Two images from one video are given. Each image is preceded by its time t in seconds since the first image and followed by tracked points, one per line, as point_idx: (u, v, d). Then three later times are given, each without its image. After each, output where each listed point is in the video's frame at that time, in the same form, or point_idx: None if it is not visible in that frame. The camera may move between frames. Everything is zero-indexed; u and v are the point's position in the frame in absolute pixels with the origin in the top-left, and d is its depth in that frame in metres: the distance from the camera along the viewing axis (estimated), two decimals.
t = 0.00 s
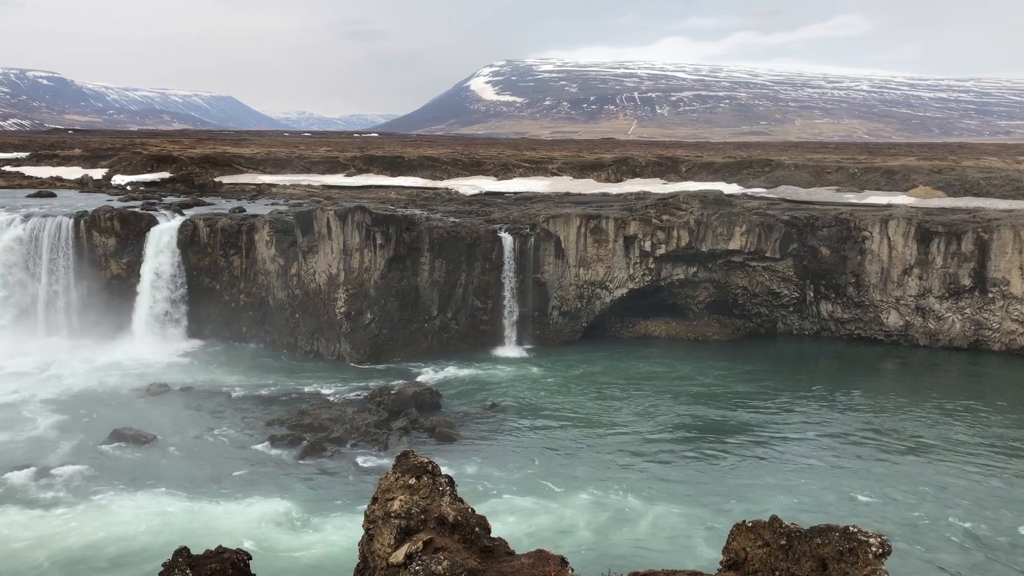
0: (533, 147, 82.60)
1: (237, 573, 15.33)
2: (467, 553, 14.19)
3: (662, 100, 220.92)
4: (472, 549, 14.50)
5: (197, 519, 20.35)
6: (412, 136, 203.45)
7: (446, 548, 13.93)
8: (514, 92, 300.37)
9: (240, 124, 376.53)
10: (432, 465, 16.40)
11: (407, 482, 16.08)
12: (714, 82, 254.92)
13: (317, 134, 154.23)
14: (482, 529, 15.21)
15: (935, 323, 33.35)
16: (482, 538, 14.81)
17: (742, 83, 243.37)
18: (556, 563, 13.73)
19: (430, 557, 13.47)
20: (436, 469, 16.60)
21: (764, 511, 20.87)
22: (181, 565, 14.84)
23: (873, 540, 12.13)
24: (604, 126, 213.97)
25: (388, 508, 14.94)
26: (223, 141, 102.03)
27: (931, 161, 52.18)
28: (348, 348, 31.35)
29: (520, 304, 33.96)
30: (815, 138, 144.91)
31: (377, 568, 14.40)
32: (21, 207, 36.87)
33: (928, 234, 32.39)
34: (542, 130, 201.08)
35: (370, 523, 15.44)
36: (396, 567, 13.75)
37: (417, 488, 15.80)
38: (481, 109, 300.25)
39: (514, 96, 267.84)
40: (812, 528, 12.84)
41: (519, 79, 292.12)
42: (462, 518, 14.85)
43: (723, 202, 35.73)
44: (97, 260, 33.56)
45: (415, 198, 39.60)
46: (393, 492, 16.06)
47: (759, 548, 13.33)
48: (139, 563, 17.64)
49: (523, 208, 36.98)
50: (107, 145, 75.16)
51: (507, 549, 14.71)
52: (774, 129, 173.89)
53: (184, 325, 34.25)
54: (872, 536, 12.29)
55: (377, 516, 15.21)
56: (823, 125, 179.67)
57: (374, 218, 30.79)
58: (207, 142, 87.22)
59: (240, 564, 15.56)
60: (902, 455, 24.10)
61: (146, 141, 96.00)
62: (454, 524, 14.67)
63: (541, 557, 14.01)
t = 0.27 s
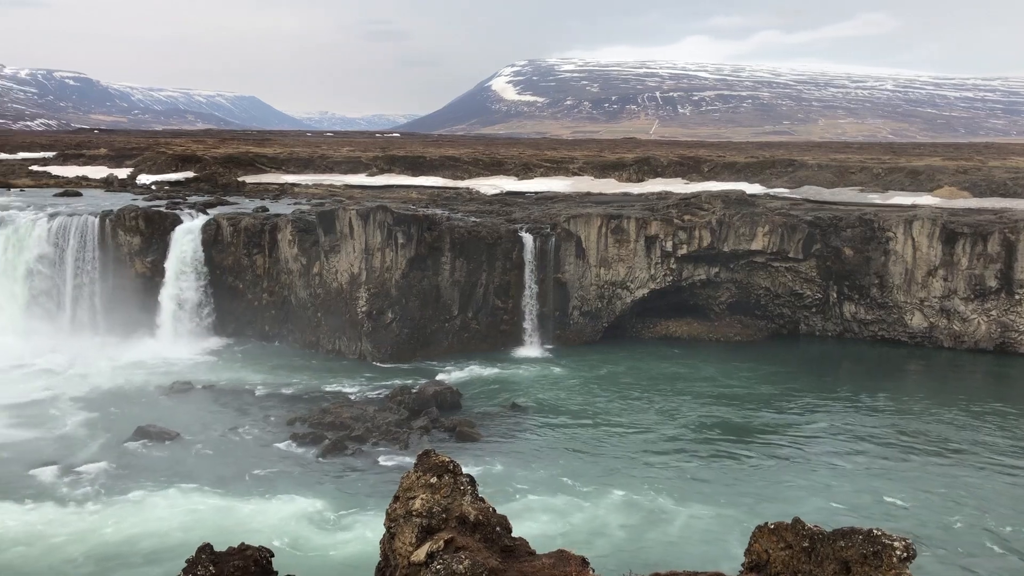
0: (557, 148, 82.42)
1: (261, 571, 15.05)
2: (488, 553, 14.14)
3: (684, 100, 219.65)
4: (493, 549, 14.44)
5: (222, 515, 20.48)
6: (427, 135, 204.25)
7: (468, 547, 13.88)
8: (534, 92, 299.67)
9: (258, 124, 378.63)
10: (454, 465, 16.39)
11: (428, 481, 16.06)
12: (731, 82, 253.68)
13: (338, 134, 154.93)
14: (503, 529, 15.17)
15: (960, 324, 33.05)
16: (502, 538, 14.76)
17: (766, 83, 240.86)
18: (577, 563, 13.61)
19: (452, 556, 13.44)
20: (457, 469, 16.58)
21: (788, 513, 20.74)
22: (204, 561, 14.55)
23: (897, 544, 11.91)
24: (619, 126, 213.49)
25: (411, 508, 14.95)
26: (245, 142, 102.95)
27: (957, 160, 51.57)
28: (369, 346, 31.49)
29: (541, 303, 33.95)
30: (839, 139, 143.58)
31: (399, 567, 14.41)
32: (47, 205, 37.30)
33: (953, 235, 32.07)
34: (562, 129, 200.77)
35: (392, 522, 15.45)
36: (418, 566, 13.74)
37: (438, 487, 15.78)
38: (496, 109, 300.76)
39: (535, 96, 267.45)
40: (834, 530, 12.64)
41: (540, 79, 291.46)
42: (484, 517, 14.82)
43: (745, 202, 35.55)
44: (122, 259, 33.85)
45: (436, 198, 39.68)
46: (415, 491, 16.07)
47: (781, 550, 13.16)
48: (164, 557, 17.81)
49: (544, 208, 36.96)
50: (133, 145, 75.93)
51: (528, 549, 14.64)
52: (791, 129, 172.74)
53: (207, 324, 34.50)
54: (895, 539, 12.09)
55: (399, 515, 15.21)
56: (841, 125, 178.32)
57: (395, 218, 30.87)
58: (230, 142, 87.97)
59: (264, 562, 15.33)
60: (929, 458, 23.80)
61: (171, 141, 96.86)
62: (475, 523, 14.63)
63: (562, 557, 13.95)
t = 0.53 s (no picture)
0: (583, 148, 82.27)
1: (287, 568, 14.55)
2: (513, 552, 14.00)
3: (711, 100, 218.33)
4: (517, 549, 14.29)
5: (251, 512, 20.57)
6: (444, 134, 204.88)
7: (492, 546, 13.76)
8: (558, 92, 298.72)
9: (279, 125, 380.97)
10: (479, 465, 16.30)
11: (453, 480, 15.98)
12: (750, 81, 252.10)
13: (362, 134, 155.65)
14: (528, 530, 15.00)
15: (990, 326, 32.59)
16: (527, 538, 14.61)
17: (795, 83, 238.11)
18: (602, 566, 13.28)
19: (476, 554, 13.33)
20: (483, 469, 16.48)
21: (819, 516, 20.52)
22: (230, 558, 14.05)
23: (926, 548, 11.62)
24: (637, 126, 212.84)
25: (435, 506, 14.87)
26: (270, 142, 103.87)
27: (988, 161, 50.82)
28: (394, 346, 31.58)
29: (565, 304, 33.90)
30: (869, 139, 142.15)
31: (423, 566, 14.33)
32: (77, 205, 37.78)
33: (984, 236, 31.63)
34: (586, 129, 200.35)
35: (417, 521, 15.39)
36: (442, 564, 13.65)
37: (463, 486, 15.71)
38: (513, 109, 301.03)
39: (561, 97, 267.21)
40: (862, 534, 12.36)
41: (562, 80, 290.65)
42: (508, 517, 14.69)
43: (772, 202, 35.30)
44: (150, 258, 34.20)
45: (461, 198, 39.73)
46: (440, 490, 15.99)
47: (809, 553, 12.73)
48: (195, 553, 17.84)
49: (569, 208, 36.91)
50: (161, 145, 76.79)
51: (552, 549, 14.46)
52: (811, 129, 171.29)
53: (233, 323, 34.76)
54: (926, 544, 11.81)
55: (424, 514, 15.14)
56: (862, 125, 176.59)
57: (420, 217, 30.92)
58: (257, 142, 88.69)
59: (289, 559, 14.88)
60: (962, 463, 23.40)
61: (199, 140, 97.85)
62: (500, 523, 14.49)
63: (588, 558, 13.58)
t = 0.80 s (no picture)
0: (616, 147, 82.86)
1: (315, 567, 14.56)
2: (541, 553, 13.85)
3: (737, 100, 216.74)
4: (544, 550, 14.14)
5: (282, 509, 20.65)
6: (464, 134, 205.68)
7: (520, 547, 13.61)
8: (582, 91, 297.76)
9: (300, 125, 383.46)
10: (505, 465, 16.17)
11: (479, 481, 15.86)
12: (771, 80, 250.07)
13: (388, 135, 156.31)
14: (555, 530, 14.84)
15: None
16: (554, 538, 14.45)
17: (824, 83, 235.04)
18: (630, 566, 13.07)
19: (504, 556, 13.21)
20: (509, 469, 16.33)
21: (852, 518, 20.26)
22: (259, 556, 14.19)
23: (959, 553, 11.66)
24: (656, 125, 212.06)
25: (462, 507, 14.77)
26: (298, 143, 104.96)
27: None
28: (420, 346, 31.63)
29: (592, 304, 33.79)
30: (898, 138, 140.36)
31: (451, 566, 14.24)
32: (108, 206, 38.27)
33: (1019, 236, 31.06)
34: (610, 129, 199.98)
35: (444, 521, 15.30)
36: (470, 565, 13.55)
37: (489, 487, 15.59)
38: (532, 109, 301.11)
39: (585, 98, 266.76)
40: (894, 538, 12.51)
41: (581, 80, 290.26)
42: (535, 517, 14.53)
43: (801, 202, 34.98)
44: (180, 258, 34.57)
45: (487, 198, 39.72)
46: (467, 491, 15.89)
47: (839, 557, 12.99)
48: (224, 551, 17.87)
49: (595, 208, 36.80)
50: (191, 147, 77.77)
51: (580, 550, 14.28)
52: (833, 129, 169.59)
53: (260, 323, 34.99)
54: (958, 549, 11.84)
55: (451, 514, 15.04)
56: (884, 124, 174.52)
57: (447, 218, 30.94)
58: (285, 143, 89.45)
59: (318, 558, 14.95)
60: (998, 468, 22.92)
61: (228, 142, 99.01)
62: (527, 523, 14.35)
63: (614, 559, 13.33)
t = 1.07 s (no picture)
0: (646, 147, 82.64)
1: (344, 565, 14.60)
2: (569, 556, 13.62)
3: (767, 100, 215.63)
4: (573, 552, 13.97)
5: (316, 507, 20.81)
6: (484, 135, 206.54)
7: (548, 549, 13.40)
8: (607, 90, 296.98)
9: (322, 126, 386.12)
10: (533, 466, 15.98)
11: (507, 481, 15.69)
12: (794, 79, 247.84)
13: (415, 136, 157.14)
14: (583, 532, 14.60)
15: None
16: (582, 541, 14.22)
17: (855, 83, 232.12)
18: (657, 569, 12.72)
19: (532, 557, 13.02)
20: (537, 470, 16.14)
21: (889, 522, 20.04)
22: (289, 554, 14.36)
23: (993, 558, 11.02)
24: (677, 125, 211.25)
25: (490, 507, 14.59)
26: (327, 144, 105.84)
27: None
28: (448, 346, 31.73)
29: (620, 305, 33.75)
30: (932, 137, 138.79)
31: (478, 567, 14.07)
32: (142, 207, 38.88)
33: None
34: (640, 129, 200.04)
35: (472, 521, 15.15)
36: (498, 566, 13.36)
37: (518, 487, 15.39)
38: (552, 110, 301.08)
39: (612, 98, 266.50)
40: (926, 542, 12.05)
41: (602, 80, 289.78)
42: (564, 519, 14.31)
43: (832, 202, 34.69)
44: (212, 259, 35.07)
45: (515, 199, 39.77)
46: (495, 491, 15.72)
47: (870, 561, 12.56)
48: (255, 550, 18.00)
49: (624, 209, 36.75)
50: (222, 148, 78.74)
51: (609, 553, 14.03)
52: (856, 128, 167.81)
53: (290, 323, 35.31)
54: (993, 554, 11.18)
55: (479, 514, 14.86)
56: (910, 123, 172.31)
57: (475, 218, 31.02)
58: (316, 144, 90.35)
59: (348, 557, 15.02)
60: None
61: (260, 141, 100.18)
62: (556, 525, 14.12)
63: (641, 561, 13.03)
